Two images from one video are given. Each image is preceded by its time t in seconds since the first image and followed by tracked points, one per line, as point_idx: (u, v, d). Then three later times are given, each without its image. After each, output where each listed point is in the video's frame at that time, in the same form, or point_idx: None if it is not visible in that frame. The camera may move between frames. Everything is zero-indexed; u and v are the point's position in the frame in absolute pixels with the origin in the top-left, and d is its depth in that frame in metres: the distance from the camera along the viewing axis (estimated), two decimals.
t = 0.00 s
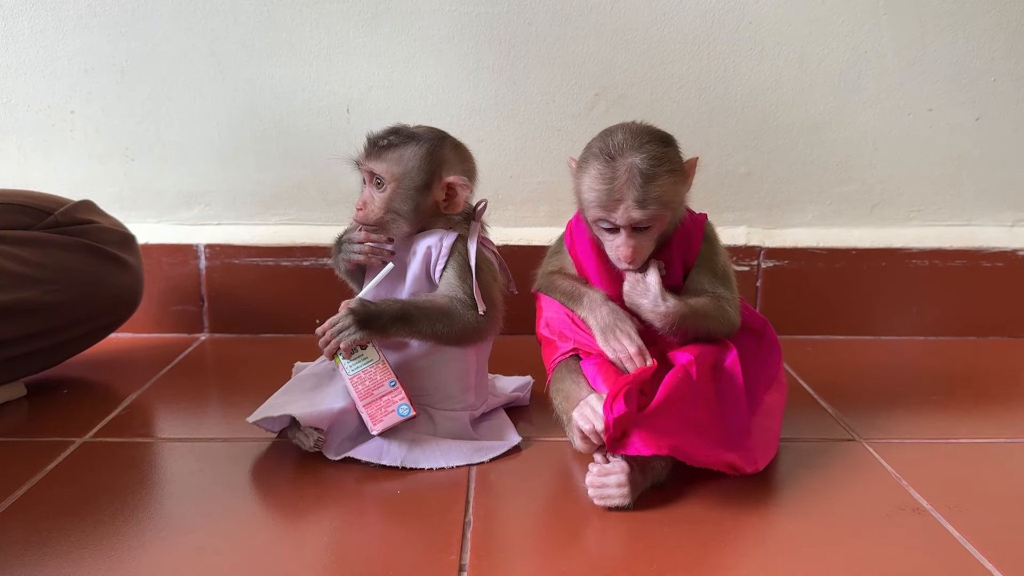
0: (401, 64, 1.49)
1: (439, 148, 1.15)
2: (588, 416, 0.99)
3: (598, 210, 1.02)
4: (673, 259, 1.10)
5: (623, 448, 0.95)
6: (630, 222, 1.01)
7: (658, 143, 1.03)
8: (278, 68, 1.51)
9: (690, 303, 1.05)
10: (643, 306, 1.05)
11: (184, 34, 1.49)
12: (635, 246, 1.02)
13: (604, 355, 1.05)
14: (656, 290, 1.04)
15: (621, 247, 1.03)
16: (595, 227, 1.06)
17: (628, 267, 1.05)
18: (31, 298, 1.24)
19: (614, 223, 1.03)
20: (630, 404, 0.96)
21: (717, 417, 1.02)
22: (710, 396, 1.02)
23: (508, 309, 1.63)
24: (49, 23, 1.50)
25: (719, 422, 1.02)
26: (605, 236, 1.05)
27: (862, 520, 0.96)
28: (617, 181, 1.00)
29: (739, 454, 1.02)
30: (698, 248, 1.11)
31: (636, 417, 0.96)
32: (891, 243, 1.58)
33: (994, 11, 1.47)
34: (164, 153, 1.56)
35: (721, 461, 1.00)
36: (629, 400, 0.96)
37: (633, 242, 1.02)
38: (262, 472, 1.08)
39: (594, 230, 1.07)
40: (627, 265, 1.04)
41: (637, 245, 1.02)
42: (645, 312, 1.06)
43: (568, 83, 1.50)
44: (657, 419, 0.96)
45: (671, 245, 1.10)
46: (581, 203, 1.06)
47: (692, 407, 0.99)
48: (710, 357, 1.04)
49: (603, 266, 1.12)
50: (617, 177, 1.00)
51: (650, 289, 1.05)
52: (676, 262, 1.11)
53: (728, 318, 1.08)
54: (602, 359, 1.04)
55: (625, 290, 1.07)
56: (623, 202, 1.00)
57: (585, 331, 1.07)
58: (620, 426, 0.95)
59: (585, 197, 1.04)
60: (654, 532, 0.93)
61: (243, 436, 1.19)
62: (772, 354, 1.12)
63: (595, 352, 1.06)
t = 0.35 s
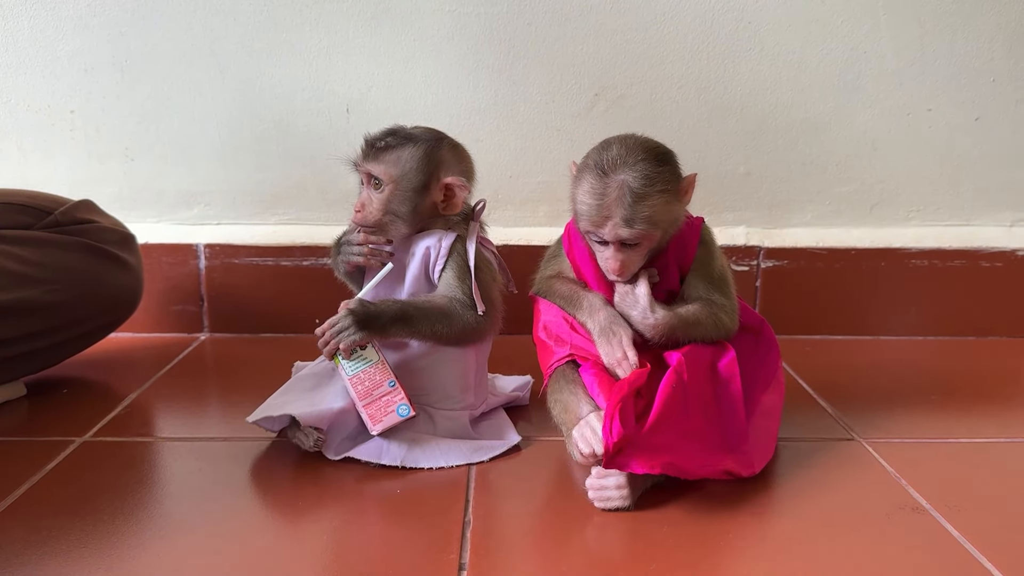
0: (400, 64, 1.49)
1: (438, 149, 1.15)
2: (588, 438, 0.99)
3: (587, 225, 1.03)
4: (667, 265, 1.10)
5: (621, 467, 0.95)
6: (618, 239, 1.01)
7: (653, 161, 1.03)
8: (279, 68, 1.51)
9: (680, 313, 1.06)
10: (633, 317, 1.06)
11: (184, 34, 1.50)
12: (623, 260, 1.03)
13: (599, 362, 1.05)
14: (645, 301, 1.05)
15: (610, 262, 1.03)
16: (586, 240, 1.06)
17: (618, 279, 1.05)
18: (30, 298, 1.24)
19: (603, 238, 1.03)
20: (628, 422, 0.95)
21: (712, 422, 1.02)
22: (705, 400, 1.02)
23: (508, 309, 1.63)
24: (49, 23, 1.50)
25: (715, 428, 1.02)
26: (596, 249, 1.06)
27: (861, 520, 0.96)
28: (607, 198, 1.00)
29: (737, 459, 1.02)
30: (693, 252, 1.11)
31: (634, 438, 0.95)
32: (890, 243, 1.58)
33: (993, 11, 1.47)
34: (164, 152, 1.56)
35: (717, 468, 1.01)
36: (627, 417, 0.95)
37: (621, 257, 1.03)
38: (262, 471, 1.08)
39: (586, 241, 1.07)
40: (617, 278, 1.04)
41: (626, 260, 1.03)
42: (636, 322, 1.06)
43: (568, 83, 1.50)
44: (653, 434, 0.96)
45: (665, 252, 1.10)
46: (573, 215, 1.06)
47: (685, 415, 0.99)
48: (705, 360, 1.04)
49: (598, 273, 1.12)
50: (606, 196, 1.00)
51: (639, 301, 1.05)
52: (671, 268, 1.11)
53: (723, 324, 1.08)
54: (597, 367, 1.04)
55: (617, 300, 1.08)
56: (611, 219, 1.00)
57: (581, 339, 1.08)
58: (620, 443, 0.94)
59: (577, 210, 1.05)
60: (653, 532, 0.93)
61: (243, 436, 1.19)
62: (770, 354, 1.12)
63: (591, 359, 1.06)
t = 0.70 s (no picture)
0: (400, 64, 1.49)
1: (437, 148, 1.15)
2: (584, 435, 1.00)
3: (594, 225, 1.02)
4: (668, 265, 1.10)
5: (623, 464, 0.96)
6: (625, 240, 1.01)
7: (660, 163, 1.03)
8: (278, 68, 1.51)
9: (680, 314, 1.05)
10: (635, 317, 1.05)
11: (183, 34, 1.50)
12: (628, 261, 1.02)
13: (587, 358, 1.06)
14: (645, 303, 1.04)
15: (615, 263, 1.03)
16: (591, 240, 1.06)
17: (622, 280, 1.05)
18: (28, 297, 1.24)
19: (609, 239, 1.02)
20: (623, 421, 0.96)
21: (707, 423, 1.02)
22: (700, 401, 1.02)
23: (508, 309, 1.63)
24: (48, 22, 1.50)
25: (708, 425, 1.03)
26: (600, 250, 1.05)
27: (860, 519, 0.96)
28: (614, 199, 1.00)
29: (732, 456, 1.02)
30: (693, 254, 1.10)
31: (630, 432, 0.96)
32: (889, 243, 1.58)
33: (993, 11, 1.47)
34: (163, 152, 1.56)
35: (714, 465, 1.01)
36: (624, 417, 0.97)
37: (627, 259, 1.02)
38: (261, 471, 1.08)
39: (590, 242, 1.07)
40: (621, 279, 1.04)
41: (630, 261, 1.02)
42: (637, 324, 1.05)
43: (567, 82, 1.50)
44: (648, 432, 0.97)
45: (666, 252, 1.10)
46: (579, 215, 1.06)
47: (679, 415, 1.00)
48: (704, 360, 1.03)
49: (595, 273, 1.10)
50: (615, 197, 1.00)
51: (642, 301, 1.05)
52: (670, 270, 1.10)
53: (724, 325, 1.07)
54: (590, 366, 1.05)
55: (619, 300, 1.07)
56: (619, 220, 1.00)
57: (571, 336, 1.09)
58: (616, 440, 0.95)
59: (583, 210, 1.04)
60: (653, 531, 0.93)
61: (242, 436, 1.19)
62: (770, 354, 1.11)
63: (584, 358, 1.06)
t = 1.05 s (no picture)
0: (400, 64, 1.50)
1: (436, 148, 1.15)
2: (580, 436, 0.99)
3: (592, 225, 1.02)
4: (666, 265, 1.10)
5: (623, 464, 0.96)
6: (624, 240, 1.01)
7: (657, 162, 1.03)
8: (278, 69, 1.51)
9: (679, 313, 1.05)
10: (634, 317, 1.05)
11: (183, 34, 1.50)
12: (627, 261, 1.02)
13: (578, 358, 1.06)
14: (643, 302, 1.05)
15: (614, 263, 1.03)
16: (590, 241, 1.06)
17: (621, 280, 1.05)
18: (28, 297, 1.24)
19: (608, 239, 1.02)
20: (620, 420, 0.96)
21: (706, 423, 1.02)
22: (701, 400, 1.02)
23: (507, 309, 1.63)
24: (48, 23, 1.50)
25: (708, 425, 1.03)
26: (599, 250, 1.05)
27: (860, 518, 0.96)
28: (613, 199, 1.00)
29: (730, 456, 1.03)
30: (691, 253, 1.11)
31: (629, 432, 0.96)
32: (889, 243, 1.58)
33: (992, 12, 1.47)
34: (163, 152, 1.56)
35: (712, 464, 1.01)
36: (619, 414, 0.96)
37: (626, 259, 1.02)
38: (261, 470, 1.08)
39: (589, 242, 1.07)
40: (620, 279, 1.04)
41: (630, 260, 1.02)
42: (636, 324, 1.06)
43: (567, 82, 1.50)
44: (646, 433, 0.97)
45: (664, 252, 1.10)
46: (577, 216, 1.06)
47: (679, 415, 0.99)
48: (704, 360, 1.03)
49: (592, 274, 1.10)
50: (613, 196, 1.00)
51: (641, 301, 1.05)
52: (668, 270, 1.10)
53: (723, 324, 1.07)
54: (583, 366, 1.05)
55: (618, 301, 1.07)
56: (618, 220, 1.00)
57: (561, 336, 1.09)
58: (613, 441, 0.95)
59: (581, 210, 1.04)
60: (653, 531, 0.93)
61: (242, 436, 1.19)
62: (768, 354, 1.12)
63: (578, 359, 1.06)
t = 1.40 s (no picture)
0: (400, 65, 1.50)
1: (440, 149, 1.15)
2: (580, 439, 0.99)
3: (596, 229, 1.02)
4: (666, 266, 1.10)
5: (623, 467, 0.96)
6: (627, 242, 1.01)
7: (657, 163, 1.03)
8: (277, 70, 1.51)
9: (681, 315, 1.05)
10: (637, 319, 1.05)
11: (182, 36, 1.50)
12: (630, 263, 1.02)
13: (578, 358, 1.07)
14: (645, 305, 1.04)
15: (618, 265, 1.03)
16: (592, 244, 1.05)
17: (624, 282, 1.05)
18: (27, 298, 1.24)
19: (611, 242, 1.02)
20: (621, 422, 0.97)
21: (705, 423, 1.02)
22: (700, 401, 1.02)
23: (507, 310, 1.63)
24: (48, 24, 1.50)
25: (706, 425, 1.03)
26: (602, 253, 1.05)
27: (860, 519, 0.96)
28: (616, 202, 1.00)
29: (729, 457, 1.03)
30: (691, 254, 1.10)
31: (629, 433, 0.97)
32: (888, 244, 1.58)
33: (991, 13, 1.47)
34: (163, 153, 1.56)
35: (711, 465, 1.01)
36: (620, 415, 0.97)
37: (630, 261, 1.02)
38: (261, 471, 1.08)
39: (591, 246, 1.06)
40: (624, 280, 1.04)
41: (633, 262, 1.02)
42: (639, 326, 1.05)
43: (567, 83, 1.50)
44: (644, 434, 0.97)
45: (664, 253, 1.10)
46: (579, 220, 1.06)
47: (677, 416, 0.99)
48: (704, 361, 1.03)
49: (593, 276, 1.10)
50: (616, 200, 1.00)
51: (644, 303, 1.05)
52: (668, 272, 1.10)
53: (725, 325, 1.07)
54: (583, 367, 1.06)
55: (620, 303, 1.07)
56: (621, 223, 1.00)
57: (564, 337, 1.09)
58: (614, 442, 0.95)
59: (583, 214, 1.04)
60: (653, 532, 0.93)
61: (242, 437, 1.19)
62: (767, 355, 1.12)
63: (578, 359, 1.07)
